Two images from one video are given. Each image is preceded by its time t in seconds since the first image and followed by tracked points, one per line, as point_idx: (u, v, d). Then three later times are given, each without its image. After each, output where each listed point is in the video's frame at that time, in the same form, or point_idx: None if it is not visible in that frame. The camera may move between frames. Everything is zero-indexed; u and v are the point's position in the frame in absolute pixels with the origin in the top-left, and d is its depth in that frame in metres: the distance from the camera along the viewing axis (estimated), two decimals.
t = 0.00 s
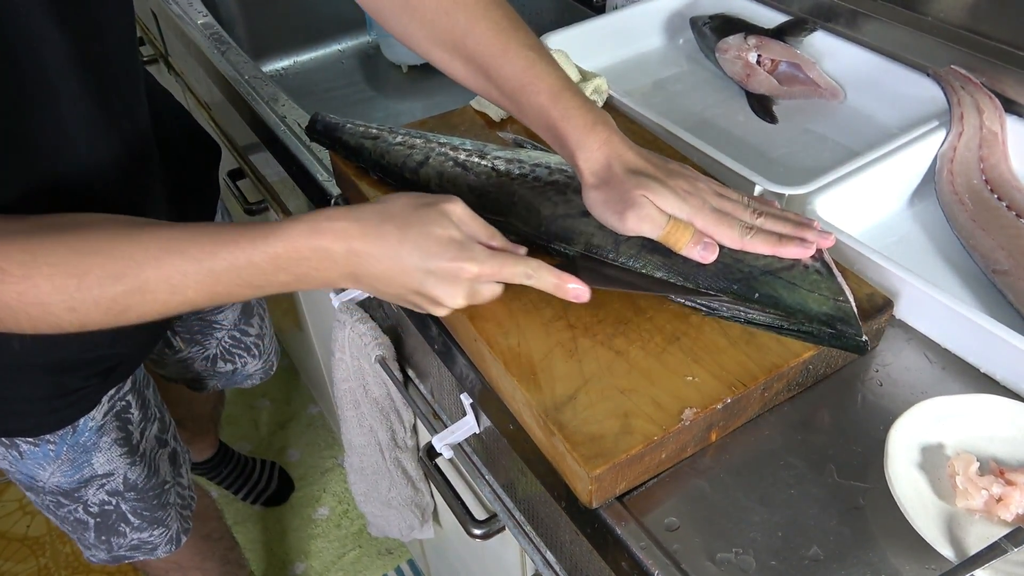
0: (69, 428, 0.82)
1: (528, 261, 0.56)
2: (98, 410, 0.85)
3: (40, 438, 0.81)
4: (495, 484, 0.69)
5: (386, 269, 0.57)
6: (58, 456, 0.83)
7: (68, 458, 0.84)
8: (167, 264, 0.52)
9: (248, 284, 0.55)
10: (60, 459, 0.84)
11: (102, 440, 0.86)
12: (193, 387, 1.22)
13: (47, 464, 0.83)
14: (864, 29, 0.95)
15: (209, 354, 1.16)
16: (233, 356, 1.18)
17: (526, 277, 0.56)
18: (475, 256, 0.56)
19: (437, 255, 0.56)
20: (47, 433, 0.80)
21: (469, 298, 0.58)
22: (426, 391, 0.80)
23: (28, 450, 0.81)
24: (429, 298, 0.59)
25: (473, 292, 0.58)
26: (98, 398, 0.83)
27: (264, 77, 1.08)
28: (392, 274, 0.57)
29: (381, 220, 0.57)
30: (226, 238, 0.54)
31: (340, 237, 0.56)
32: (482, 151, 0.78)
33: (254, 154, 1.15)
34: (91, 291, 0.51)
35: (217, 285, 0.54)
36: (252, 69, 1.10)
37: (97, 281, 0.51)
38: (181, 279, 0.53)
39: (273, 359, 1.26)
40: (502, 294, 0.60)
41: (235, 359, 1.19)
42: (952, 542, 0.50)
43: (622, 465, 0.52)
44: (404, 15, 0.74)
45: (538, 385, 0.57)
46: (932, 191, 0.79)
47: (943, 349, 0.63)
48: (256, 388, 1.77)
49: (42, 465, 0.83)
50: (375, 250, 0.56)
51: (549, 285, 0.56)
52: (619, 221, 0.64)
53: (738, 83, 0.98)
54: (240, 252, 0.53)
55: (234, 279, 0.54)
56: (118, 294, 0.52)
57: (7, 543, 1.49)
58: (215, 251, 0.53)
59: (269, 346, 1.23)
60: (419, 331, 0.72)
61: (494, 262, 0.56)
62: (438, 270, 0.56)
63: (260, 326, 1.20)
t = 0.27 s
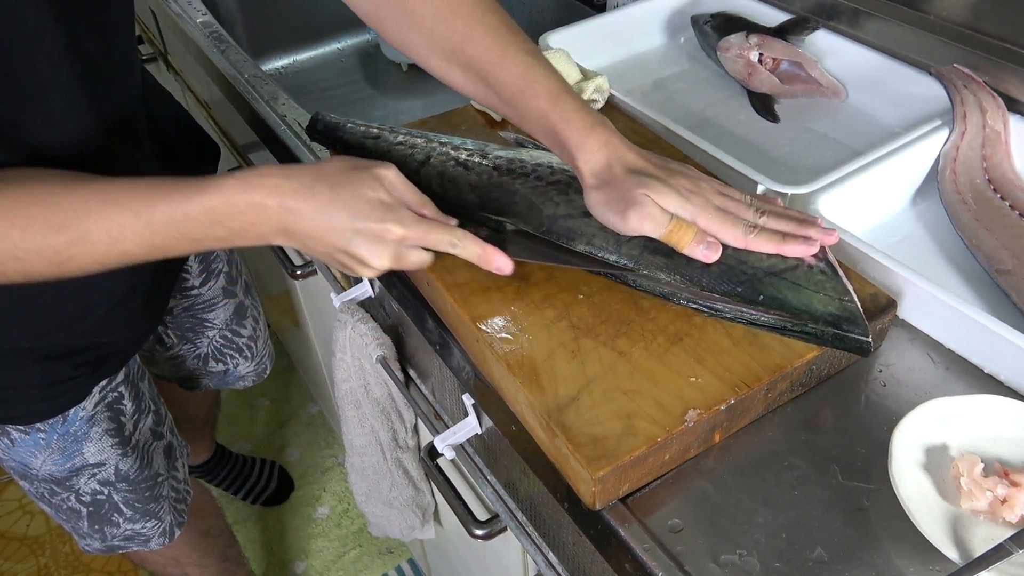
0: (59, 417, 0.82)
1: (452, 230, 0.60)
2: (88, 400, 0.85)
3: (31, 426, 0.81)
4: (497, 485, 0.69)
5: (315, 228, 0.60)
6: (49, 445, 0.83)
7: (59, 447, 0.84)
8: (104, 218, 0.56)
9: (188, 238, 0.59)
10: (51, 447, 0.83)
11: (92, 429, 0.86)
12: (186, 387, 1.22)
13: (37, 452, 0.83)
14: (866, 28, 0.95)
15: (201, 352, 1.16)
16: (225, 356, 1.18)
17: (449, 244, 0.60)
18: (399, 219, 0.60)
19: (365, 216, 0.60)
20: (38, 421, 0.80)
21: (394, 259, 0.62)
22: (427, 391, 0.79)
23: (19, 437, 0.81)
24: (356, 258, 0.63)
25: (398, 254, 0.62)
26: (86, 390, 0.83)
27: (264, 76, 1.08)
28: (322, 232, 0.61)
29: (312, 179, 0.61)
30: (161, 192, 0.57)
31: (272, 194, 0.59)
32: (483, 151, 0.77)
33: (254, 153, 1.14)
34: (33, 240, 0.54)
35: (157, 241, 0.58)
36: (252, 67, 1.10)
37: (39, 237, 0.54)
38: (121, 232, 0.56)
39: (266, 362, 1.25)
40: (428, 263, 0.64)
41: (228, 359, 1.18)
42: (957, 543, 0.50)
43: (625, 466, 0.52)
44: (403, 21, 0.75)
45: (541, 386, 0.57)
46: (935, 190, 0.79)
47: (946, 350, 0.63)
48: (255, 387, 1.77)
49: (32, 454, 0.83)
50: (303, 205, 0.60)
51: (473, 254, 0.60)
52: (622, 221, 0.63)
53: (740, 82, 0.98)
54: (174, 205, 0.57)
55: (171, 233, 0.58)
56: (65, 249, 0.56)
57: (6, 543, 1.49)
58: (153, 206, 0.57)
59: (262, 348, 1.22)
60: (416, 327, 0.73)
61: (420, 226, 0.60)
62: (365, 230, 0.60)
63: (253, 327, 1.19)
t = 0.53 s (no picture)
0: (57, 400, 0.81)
1: (442, 219, 0.63)
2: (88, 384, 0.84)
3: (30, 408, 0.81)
4: (502, 484, 0.69)
5: (305, 210, 0.63)
6: (47, 429, 0.83)
7: (57, 431, 0.83)
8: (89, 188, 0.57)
9: (176, 214, 0.61)
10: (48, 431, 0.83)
11: (90, 415, 0.85)
12: (184, 382, 1.22)
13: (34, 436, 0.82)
14: (872, 27, 0.94)
15: (201, 347, 1.15)
16: (224, 354, 1.17)
17: (439, 233, 0.62)
18: (388, 205, 0.62)
19: (355, 200, 0.62)
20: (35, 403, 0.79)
21: (381, 244, 0.64)
22: (432, 390, 0.79)
23: (18, 421, 0.81)
24: (344, 242, 0.64)
25: (386, 240, 0.64)
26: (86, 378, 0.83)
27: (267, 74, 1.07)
28: (311, 213, 0.63)
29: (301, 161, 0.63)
30: (154, 168, 0.59)
31: (265, 174, 0.62)
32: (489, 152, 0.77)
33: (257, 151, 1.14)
34: (20, 205, 0.54)
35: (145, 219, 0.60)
36: (255, 65, 1.09)
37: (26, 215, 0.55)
38: (111, 204, 0.57)
39: (264, 364, 1.25)
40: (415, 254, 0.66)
41: (227, 357, 1.18)
42: (966, 542, 0.50)
43: (634, 465, 0.52)
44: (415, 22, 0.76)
45: (548, 385, 0.57)
46: (941, 189, 0.78)
47: (954, 349, 0.63)
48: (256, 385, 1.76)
49: (30, 438, 0.82)
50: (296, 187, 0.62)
51: (462, 243, 0.63)
52: (498, 169, 0.73)
53: (744, 81, 0.98)
54: (166, 181, 0.59)
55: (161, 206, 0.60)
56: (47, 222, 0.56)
57: (6, 541, 1.48)
58: (144, 179, 0.58)
59: (263, 349, 1.22)
60: (419, 323, 0.73)
61: (408, 212, 0.62)
62: (354, 214, 0.62)
63: (253, 326, 1.19)
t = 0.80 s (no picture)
0: (49, 375, 0.83)
1: (402, 198, 0.62)
2: (82, 361, 0.85)
3: (22, 382, 0.82)
4: (504, 483, 0.69)
5: (266, 183, 0.63)
6: (41, 403, 0.84)
7: (51, 406, 0.85)
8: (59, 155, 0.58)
9: (142, 181, 0.61)
10: (42, 405, 0.84)
11: (83, 391, 0.86)
12: (175, 373, 1.22)
13: (30, 409, 0.84)
14: (874, 27, 0.94)
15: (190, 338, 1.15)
16: (213, 347, 1.18)
17: (396, 212, 0.62)
18: (349, 180, 0.62)
19: (314, 175, 0.62)
20: (26, 376, 0.81)
21: (341, 221, 0.64)
22: (435, 389, 0.79)
23: (12, 394, 0.83)
24: (304, 217, 0.65)
25: (343, 216, 0.64)
26: (77, 356, 0.84)
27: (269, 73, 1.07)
28: (273, 187, 0.63)
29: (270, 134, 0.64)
30: (122, 136, 0.60)
31: (231, 147, 0.62)
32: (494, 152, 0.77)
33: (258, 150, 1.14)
34: None
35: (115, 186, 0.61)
36: (257, 64, 1.09)
37: None
38: (79, 167, 0.58)
39: (254, 365, 1.25)
40: (375, 233, 0.66)
41: (216, 349, 1.18)
42: (968, 543, 0.50)
43: (636, 466, 0.52)
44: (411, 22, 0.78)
45: (551, 386, 0.57)
46: (944, 189, 0.78)
47: (957, 350, 0.63)
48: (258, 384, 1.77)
49: (26, 410, 0.84)
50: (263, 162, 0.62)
51: (418, 223, 0.62)
52: (502, 168, 0.73)
53: (747, 81, 0.98)
54: (134, 148, 0.60)
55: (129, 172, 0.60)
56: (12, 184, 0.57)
57: (8, 539, 1.49)
58: (112, 145, 0.59)
59: (252, 347, 1.22)
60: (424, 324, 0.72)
61: (368, 190, 0.62)
62: (314, 188, 0.62)
63: (244, 324, 1.19)
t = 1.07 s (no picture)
0: (42, 355, 0.87)
1: (337, 172, 0.63)
2: (74, 342, 0.89)
3: (14, 362, 0.86)
4: (507, 484, 0.69)
5: (206, 154, 0.65)
6: (34, 383, 0.88)
7: (43, 385, 0.89)
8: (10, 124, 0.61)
9: (90, 147, 0.64)
10: (35, 385, 0.89)
11: (75, 371, 0.90)
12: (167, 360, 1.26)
13: (24, 389, 0.89)
14: (878, 27, 0.94)
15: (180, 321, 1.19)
16: (204, 329, 1.21)
17: (332, 185, 0.63)
18: (285, 152, 0.65)
19: (251, 147, 0.65)
20: (19, 358, 0.85)
21: (277, 191, 0.66)
22: (437, 389, 0.79)
23: (5, 373, 0.87)
24: (241, 187, 0.67)
25: (281, 186, 0.66)
26: (69, 337, 0.88)
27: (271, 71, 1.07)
28: (212, 159, 0.65)
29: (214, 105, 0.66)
30: (73, 105, 0.63)
31: (173, 117, 0.64)
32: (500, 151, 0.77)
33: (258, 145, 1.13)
34: None
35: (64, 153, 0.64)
36: (259, 62, 1.09)
37: None
38: (28, 132, 0.61)
39: (248, 344, 1.29)
40: (316, 206, 0.68)
41: (207, 332, 1.22)
42: (974, 545, 0.50)
43: (641, 467, 0.52)
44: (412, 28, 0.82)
45: (555, 387, 0.57)
46: (949, 190, 0.78)
47: (962, 351, 0.63)
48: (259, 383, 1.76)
49: (21, 390, 0.89)
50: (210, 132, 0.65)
51: (352, 198, 0.63)
52: (507, 163, 0.73)
53: (751, 80, 0.98)
54: (82, 117, 0.63)
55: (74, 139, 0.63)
56: None
57: (9, 538, 1.49)
58: (62, 114, 0.62)
59: (245, 328, 1.26)
60: (425, 323, 0.72)
61: (303, 162, 0.64)
62: (251, 159, 0.65)
63: (236, 304, 1.22)
